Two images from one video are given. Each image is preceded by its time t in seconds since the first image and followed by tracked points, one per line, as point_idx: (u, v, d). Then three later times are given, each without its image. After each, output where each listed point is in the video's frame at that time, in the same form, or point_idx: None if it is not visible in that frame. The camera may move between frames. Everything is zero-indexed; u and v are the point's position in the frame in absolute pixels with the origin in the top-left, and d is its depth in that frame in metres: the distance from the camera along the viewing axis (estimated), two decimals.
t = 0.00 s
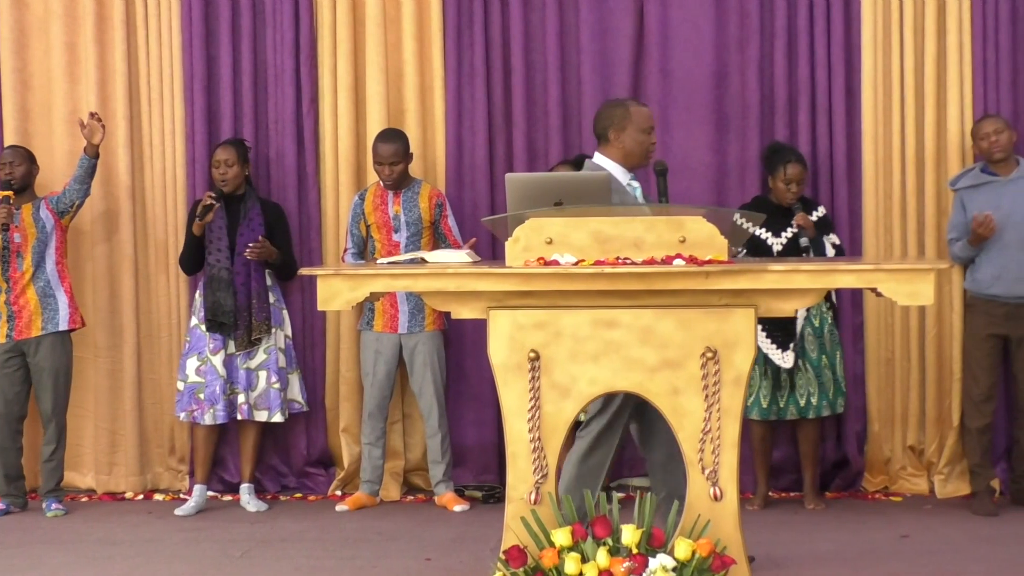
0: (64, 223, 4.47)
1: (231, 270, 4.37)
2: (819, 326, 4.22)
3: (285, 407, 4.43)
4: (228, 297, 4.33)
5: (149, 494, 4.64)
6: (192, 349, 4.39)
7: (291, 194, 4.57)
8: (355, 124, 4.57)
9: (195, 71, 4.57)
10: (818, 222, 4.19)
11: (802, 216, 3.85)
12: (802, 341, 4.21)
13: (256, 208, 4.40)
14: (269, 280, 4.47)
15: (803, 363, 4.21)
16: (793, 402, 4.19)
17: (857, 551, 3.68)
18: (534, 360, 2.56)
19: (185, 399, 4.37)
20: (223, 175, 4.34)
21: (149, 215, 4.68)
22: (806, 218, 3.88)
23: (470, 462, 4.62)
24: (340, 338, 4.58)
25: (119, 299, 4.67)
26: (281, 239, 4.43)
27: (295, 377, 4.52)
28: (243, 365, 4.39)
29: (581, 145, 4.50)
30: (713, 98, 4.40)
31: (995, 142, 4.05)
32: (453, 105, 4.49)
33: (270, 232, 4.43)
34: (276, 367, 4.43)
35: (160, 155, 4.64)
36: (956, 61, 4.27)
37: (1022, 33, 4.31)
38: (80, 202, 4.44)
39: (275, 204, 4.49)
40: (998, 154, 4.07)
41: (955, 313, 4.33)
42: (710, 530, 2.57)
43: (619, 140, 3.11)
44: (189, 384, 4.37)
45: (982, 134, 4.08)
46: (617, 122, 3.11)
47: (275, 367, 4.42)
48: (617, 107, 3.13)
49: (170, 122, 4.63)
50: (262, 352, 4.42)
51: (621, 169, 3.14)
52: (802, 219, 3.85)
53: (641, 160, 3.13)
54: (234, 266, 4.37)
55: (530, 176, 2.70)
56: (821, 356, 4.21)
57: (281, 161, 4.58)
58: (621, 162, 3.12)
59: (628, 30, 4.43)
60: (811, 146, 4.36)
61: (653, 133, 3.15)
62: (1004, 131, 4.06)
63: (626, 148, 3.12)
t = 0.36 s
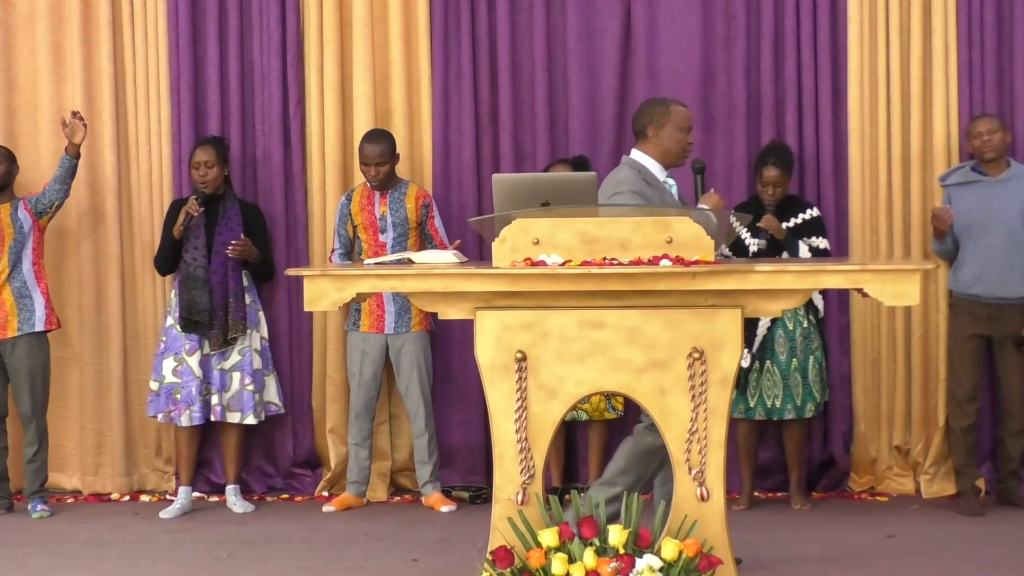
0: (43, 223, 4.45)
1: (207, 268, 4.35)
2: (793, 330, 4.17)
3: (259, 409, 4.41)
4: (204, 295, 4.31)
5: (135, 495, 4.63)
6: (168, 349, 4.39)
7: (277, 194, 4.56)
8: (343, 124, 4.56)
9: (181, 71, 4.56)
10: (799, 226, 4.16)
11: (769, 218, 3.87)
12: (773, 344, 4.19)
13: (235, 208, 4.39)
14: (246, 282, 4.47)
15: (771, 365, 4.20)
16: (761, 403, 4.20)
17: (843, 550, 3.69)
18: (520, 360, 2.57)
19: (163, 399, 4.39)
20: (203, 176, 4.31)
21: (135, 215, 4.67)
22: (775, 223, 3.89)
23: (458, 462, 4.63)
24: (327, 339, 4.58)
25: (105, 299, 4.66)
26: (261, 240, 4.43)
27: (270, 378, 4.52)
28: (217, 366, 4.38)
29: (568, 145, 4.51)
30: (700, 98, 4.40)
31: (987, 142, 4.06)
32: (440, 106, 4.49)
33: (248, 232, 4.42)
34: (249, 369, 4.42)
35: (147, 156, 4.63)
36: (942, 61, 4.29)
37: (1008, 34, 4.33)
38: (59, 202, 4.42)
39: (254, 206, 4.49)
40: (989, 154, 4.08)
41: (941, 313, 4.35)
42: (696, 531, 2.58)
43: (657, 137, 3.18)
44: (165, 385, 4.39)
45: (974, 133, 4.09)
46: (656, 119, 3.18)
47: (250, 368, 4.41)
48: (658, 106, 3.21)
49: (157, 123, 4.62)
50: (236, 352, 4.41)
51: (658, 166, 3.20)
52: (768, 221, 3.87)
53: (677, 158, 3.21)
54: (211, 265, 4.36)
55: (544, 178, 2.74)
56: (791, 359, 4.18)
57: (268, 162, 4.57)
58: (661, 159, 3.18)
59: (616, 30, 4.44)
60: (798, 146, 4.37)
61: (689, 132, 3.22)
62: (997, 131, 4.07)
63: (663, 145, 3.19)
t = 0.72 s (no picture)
0: (23, 226, 4.43)
1: (183, 268, 4.35)
2: (774, 330, 4.17)
3: (231, 411, 4.39)
4: (179, 296, 4.30)
5: (123, 496, 4.62)
6: (141, 349, 4.39)
7: (265, 195, 4.55)
8: (332, 124, 4.57)
9: (169, 71, 4.55)
10: (778, 229, 4.16)
11: (748, 223, 3.92)
12: (754, 344, 4.20)
13: (212, 210, 4.39)
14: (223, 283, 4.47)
15: (752, 365, 4.22)
16: (744, 403, 4.22)
17: (833, 550, 3.69)
18: (509, 360, 2.56)
19: (135, 399, 4.38)
20: (181, 180, 4.32)
21: (123, 215, 4.67)
22: (755, 229, 3.95)
23: (447, 462, 4.63)
24: (316, 339, 4.58)
25: (93, 300, 4.65)
26: (237, 241, 4.42)
27: (242, 381, 4.49)
28: (189, 366, 4.37)
29: (557, 146, 4.52)
30: (689, 98, 4.41)
31: (981, 141, 4.07)
32: (429, 105, 4.49)
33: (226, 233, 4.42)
34: (223, 370, 4.40)
35: (135, 157, 4.63)
36: (930, 63, 4.30)
37: (995, 36, 4.34)
38: (41, 207, 4.41)
39: (232, 210, 4.48)
40: (982, 154, 4.09)
41: (928, 314, 4.36)
42: (685, 531, 2.58)
43: (671, 141, 3.07)
44: (137, 385, 4.39)
45: (969, 132, 4.10)
46: (670, 123, 3.07)
47: (223, 369, 4.39)
48: (669, 111, 3.10)
49: (144, 123, 4.61)
50: (210, 354, 4.38)
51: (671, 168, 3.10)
52: (747, 227, 3.92)
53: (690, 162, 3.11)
54: (186, 265, 4.36)
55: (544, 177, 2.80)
56: (771, 360, 4.18)
57: (256, 162, 4.57)
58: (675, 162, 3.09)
59: (604, 30, 4.45)
60: (786, 147, 4.38)
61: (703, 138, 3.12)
62: (992, 131, 4.08)
63: (677, 150, 3.08)
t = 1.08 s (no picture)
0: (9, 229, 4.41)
1: (169, 269, 4.34)
2: (766, 331, 4.18)
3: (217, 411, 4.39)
4: (163, 297, 4.30)
5: (112, 497, 4.62)
6: (124, 349, 4.38)
7: (254, 195, 4.55)
8: (321, 124, 4.57)
9: (158, 71, 4.55)
10: (768, 229, 4.17)
11: (741, 225, 3.89)
12: (746, 345, 4.20)
13: (197, 211, 4.39)
14: (208, 284, 4.46)
15: (744, 366, 4.21)
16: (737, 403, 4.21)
17: (822, 550, 3.69)
18: (499, 360, 2.55)
19: (116, 400, 4.37)
20: (167, 183, 4.29)
21: (111, 215, 4.66)
22: (745, 229, 3.92)
23: (436, 463, 4.63)
24: (305, 340, 4.58)
25: (82, 301, 4.64)
26: (221, 243, 4.42)
27: (227, 382, 4.49)
28: (176, 367, 4.36)
29: (546, 146, 4.52)
30: (678, 99, 4.42)
31: (970, 142, 4.08)
32: (418, 105, 4.50)
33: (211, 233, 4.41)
34: (209, 371, 4.39)
35: (123, 157, 4.62)
36: (918, 63, 4.32)
37: (983, 37, 4.36)
38: (28, 209, 4.40)
39: (215, 207, 4.48)
40: (970, 155, 4.09)
41: (917, 314, 4.38)
42: (674, 531, 2.57)
43: (674, 141, 3.06)
44: (120, 385, 4.37)
45: (956, 132, 4.11)
46: (674, 122, 3.05)
47: (209, 370, 4.38)
48: (672, 111, 3.10)
49: (133, 123, 4.61)
50: (196, 354, 4.38)
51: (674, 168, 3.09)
52: (740, 229, 3.90)
53: (693, 162, 3.10)
54: (172, 266, 4.35)
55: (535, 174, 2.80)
56: (764, 360, 4.19)
57: (246, 163, 4.57)
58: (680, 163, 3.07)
59: (594, 31, 4.45)
60: (775, 147, 4.38)
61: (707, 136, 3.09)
62: (979, 132, 4.09)
63: (680, 149, 3.07)
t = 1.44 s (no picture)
0: (6, 226, 4.38)
1: (169, 272, 4.34)
2: (766, 330, 4.20)
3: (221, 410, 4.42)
4: (165, 299, 4.29)
5: (103, 498, 4.62)
6: (127, 350, 4.37)
7: (246, 195, 4.55)
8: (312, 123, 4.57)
9: (149, 70, 4.55)
10: (767, 227, 4.17)
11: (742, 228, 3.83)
12: (748, 344, 4.19)
13: (196, 211, 4.39)
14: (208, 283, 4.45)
15: (747, 366, 4.21)
16: (738, 404, 4.20)
17: (815, 550, 3.68)
18: (489, 361, 2.52)
19: (120, 401, 4.37)
20: (165, 186, 4.29)
21: (102, 215, 4.66)
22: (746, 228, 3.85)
23: (427, 464, 4.63)
24: (296, 340, 4.58)
25: (72, 302, 4.64)
26: (220, 243, 4.42)
27: (227, 380, 4.50)
28: (179, 367, 4.37)
29: (537, 146, 4.52)
30: (668, 100, 4.42)
31: (952, 144, 4.08)
32: (409, 104, 4.50)
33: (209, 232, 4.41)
34: (213, 370, 4.42)
35: (113, 157, 4.62)
36: (909, 63, 4.33)
37: (973, 37, 4.36)
38: (24, 205, 4.37)
39: (213, 205, 4.49)
40: (953, 157, 4.10)
41: (908, 315, 4.38)
42: (665, 531, 2.54)
43: (689, 143, 3.04)
44: (124, 386, 4.37)
45: (938, 135, 4.11)
46: (690, 124, 3.03)
47: (213, 369, 4.41)
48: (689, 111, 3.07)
49: (123, 123, 4.60)
50: (199, 354, 4.40)
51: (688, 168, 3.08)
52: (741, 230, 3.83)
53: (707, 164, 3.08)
54: (172, 269, 4.34)
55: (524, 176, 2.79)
56: (766, 359, 4.20)
57: (237, 163, 4.57)
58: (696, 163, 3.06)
59: (585, 32, 4.46)
60: (766, 147, 4.39)
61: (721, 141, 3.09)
62: (959, 134, 4.11)
63: (694, 150, 3.05)
